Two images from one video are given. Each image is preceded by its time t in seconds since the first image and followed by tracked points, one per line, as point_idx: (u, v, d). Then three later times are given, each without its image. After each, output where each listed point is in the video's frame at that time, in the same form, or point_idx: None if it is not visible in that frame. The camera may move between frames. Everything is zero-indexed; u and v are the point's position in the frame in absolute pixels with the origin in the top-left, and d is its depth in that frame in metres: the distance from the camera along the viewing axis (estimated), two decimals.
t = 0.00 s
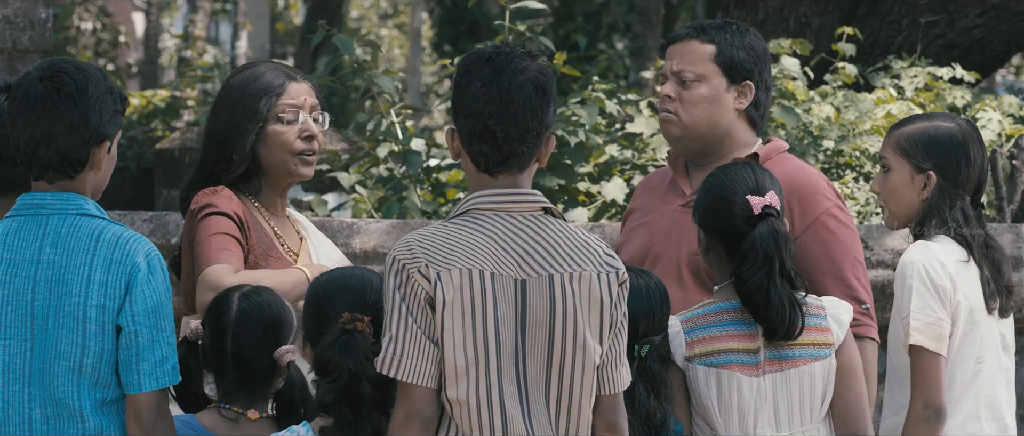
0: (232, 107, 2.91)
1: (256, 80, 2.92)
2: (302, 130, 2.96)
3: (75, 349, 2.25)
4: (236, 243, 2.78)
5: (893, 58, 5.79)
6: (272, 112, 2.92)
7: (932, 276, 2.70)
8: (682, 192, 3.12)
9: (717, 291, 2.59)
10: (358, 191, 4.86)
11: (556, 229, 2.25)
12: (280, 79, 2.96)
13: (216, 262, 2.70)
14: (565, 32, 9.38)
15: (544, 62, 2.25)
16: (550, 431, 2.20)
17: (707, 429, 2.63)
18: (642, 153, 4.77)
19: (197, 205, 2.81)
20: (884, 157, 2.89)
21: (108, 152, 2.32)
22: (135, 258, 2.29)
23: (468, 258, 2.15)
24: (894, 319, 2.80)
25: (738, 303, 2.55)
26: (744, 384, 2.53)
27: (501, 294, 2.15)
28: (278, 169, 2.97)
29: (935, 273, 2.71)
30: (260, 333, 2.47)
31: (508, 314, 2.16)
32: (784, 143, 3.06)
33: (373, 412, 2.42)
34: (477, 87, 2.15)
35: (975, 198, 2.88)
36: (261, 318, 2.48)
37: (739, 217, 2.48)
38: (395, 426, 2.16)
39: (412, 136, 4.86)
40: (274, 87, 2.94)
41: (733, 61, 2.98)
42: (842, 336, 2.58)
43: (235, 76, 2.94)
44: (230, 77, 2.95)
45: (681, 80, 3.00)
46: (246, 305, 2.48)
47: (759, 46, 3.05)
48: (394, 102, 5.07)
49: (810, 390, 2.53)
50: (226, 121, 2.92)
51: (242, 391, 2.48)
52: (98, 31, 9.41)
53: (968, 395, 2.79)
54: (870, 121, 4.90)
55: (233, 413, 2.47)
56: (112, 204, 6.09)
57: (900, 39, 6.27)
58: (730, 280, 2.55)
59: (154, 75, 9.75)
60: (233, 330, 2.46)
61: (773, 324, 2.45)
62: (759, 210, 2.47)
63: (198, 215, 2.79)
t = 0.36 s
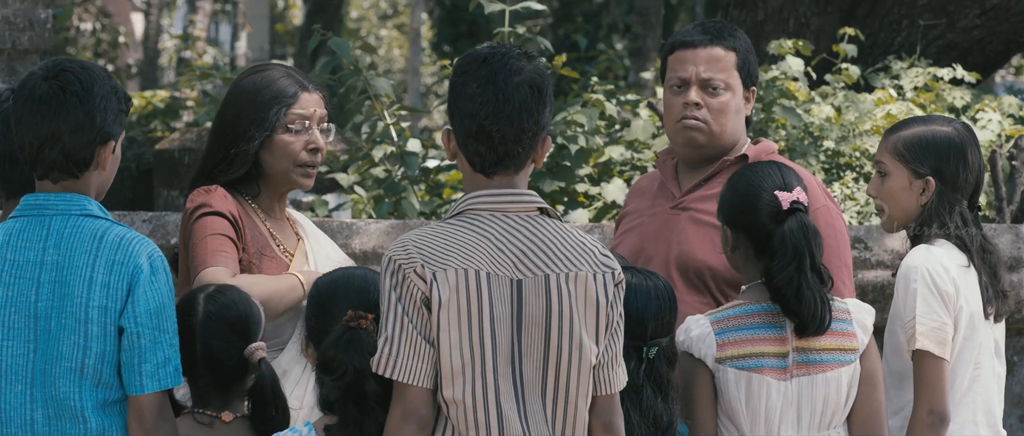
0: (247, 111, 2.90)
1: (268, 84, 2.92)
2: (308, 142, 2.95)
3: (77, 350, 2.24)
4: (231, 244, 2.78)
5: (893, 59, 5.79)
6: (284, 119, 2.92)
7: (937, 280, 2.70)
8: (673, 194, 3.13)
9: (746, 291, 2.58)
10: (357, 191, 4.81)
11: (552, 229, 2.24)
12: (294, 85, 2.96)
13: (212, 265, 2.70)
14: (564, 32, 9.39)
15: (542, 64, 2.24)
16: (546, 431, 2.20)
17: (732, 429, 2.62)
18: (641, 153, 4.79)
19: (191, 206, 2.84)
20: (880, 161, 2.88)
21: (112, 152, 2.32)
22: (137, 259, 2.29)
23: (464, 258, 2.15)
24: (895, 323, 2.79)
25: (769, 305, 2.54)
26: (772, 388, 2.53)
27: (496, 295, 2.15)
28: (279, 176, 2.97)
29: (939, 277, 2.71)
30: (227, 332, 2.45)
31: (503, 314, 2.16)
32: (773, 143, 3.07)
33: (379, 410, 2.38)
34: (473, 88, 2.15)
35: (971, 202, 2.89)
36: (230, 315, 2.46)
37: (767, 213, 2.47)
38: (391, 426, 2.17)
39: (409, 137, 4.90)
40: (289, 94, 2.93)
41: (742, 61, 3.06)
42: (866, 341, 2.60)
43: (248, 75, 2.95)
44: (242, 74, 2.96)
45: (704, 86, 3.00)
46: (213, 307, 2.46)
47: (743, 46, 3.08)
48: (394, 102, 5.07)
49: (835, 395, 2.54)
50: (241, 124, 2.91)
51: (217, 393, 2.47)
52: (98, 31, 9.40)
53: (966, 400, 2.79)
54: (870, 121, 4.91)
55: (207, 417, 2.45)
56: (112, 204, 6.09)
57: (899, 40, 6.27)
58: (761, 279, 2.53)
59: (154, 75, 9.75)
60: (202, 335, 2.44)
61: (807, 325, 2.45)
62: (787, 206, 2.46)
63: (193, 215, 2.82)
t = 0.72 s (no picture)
0: (251, 113, 2.83)
1: (278, 85, 2.87)
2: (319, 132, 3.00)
3: (66, 354, 2.24)
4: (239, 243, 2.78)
5: (893, 59, 5.79)
6: (298, 119, 2.91)
7: (940, 281, 2.70)
8: (674, 193, 3.12)
9: (763, 291, 2.59)
10: (354, 194, 4.82)
11: (548, 229, 2.24)
12: (296, 83, 2.91)
13: (223, 260, 2.72)
14: (564, 32, 9.39)
15: (536, 64, 2.24)
16: (543, 430, 2.20)
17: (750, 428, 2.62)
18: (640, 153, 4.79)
19: (197, 205, 2.81)
20: (883, 162, 2.89)
21: (109, 153, 2.32)
22: (127, 262, 2.28)
23: (459, 258, 2.15)
24: (900, 322, 2.79)
25: (788, 304, 2.55)
26: (792, 387, 2.54)
27: (493, 294, 2.15)
28: (290, 170, 2.98)
29: (943, 278, 2.70)
30: (205, 332, 2.47)
31: (500, 314, 2.16)
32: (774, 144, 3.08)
33: (373, 411, 2.38)
34: (469, 87, 2.15)
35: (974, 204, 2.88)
36: (201, 316, 2.47)
37: (785, 213, 2.50)
38: (388, 426, 2.17)
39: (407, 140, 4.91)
40: (297, 95, 2.89)
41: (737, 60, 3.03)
42: (880, 340, 2.63)
43: (249, 77, 2.86)
44: (239, 77, 2.86)
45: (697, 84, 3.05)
46: (184, 307, 2.47)
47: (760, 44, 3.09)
48: (393, 103, 5.07)
49: (850, 394, 2.56)
50: (244, 127, 2.84)
51: (197, 394, 2.49)
52: (98, 31, 9.39)
53: (970, 401, 2.79)
54: (870, 122, 4.91)
55: (189, 421, 2.48)
56: (111, 204, 6.08)
57: (898, 40, 6.28)
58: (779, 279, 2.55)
59: (153, 76, 9.74)
60: (177, 334, 2.46)
61: (829, 325, 2.45)
62: (807, 206, 2.48)
63: (198, 213, 2.80)
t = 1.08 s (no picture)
0: (255, 114, 2.83)
1: (277, 86, 2.87)
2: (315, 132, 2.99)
3: (67, 355, 2.24)
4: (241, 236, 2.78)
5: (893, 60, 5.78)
6: (299, 119, 2.91)
7: (940, 281, 2.70)
8: (673, 191, 3.11)
9: (768, 292, 2.60)
10: (353, 192, 4.80)
11: (547, 229, 2.24)
12: (291, 84, 2.91)
13: (230, 250, 2.71)
14: (563, 33, 9.39)
15: (536, 64, 2.24)
16: (542, 430, 2.20)
17: (754, 427, 2.61)
18: (638, 153, 4.80)
19: (199, 201, 2.80)
20: (889, 161, 2.89)
21: (111, 155, 2.32)
22: (129, 264, 2.27)
23: (458, 258, 2.15)
24: (901, 321, 2.79)
25: (794, 305, 2.56)
26: (798, 388, 2.54)
27: (491, 295, 2.15)
28: (288, 170, 2.98)
29: (943, 278, 2.70)
30: (211, 331, 2.46)
31: (498, 314, 2.15)
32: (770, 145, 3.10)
33: (367, 413, 2.39)
34: (468, 88, 2.14)
35: (981, 202, 2.86)
36: (208, 315, 2.47)
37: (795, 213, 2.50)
38: (386, 427, 2.16)
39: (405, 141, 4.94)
40: (296, 95, 2.90)
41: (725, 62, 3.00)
42: (883, 342, 2.63)
43: (248, 78, 2.85)
44: (237, 79, 2.85)
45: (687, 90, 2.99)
46: (190, 306, 2.47)
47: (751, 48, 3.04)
48: (392, 103, 5.07)
49: (852, 395, 2.56)
50: (248, 129, 2.84)
51: (197, 394, 2.49)
52: (97, 31, 9.37)
53: (972, 400, 2.78)
54: (870, 122, 4.91)
55: (191, 422, 2.47)
56: (110, 204, 6.08)
57: (898, 40, 6.28)
58: (785, 279, 2.56)
59: (152, 76, 9.73)
60: (180, 332, 2.46)
61: (835, 325, 2.47)
62: (814, 207, 2.48)
63: (199, 211, 2.79)
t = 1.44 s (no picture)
0: (257, 113, 2.83)
1: (281, 85, 2.87)
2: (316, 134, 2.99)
3: (73, 358, 2.24)
4: (236, 240, 2.77)
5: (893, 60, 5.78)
6: (301, 120, 2.91)
7: (940, 280, 2.70)
8: (679, 194, 3.12)
9: (770, 293, 2.59)
10: (353, 194, 4.83)
11: (548, 230, 2.24)
12: (297, 85, 2.92)
13: (224, 258, 2.71)
14: (563, 33, 9.39)
15: (536, 65, 2.24)
16: (543, 431, 2.20)
17: (757, 428, 2.59)
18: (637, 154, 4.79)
19: (197, 206, 2.80)
20: (890, 161, 2.89)
21: (107, 159, 2.31)
22: (132, 266, 2.27)
23: (459, 260, 2.15)
24: (902, 321, 2.79)
25: (796, 306, 2.56)
26: (801, 389, 2.53)
27: (493, 296, 2.15)
28: (288, 171, 2.97)
29: (943, 278, 2.70)
30: (216, 331, 2.46)
31: (500, 315, 2.15)
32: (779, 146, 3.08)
33: (364, 413, 2.42)
34: (469, 88, 2.14)
35: (982, 202, 2.87)
36: (212, 315, 2.47)
37: (799, 213, 2.51)
38: (387, 428, 2.17)
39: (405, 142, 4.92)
40: (300, 96, 2.90)
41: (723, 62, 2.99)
42: (883, 343, 2.63)
43: (252, 76, 2.86)
44: (242, 76, 2.86)
45: (676, 87, 3.00)
46: (194, 305, 2.47)
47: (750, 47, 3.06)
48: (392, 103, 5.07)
49: (852, 396, 2.57)
50: (249, 127, 2.84)
51: (201, 393, 2.49)
52: (96, 32, 9.36)
53: (973, 400, 2.78)
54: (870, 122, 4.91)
55: (194, 424, 2.47)
56: (110, 205, 6.07)
57: (898, 40, 6.28)
58: (787, 280, 2.55)
59: (152, 77, 9.73)
60: (184, 330, 2.45)
61: (839, 325, 2.48)
62: (818, 208, 2.50)
63: (198, 214, 2.79)
